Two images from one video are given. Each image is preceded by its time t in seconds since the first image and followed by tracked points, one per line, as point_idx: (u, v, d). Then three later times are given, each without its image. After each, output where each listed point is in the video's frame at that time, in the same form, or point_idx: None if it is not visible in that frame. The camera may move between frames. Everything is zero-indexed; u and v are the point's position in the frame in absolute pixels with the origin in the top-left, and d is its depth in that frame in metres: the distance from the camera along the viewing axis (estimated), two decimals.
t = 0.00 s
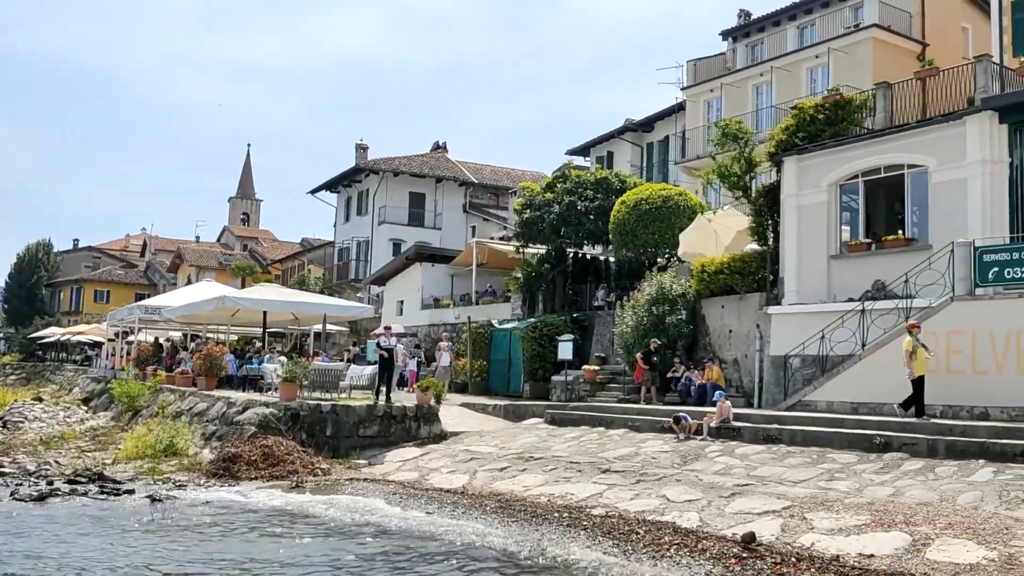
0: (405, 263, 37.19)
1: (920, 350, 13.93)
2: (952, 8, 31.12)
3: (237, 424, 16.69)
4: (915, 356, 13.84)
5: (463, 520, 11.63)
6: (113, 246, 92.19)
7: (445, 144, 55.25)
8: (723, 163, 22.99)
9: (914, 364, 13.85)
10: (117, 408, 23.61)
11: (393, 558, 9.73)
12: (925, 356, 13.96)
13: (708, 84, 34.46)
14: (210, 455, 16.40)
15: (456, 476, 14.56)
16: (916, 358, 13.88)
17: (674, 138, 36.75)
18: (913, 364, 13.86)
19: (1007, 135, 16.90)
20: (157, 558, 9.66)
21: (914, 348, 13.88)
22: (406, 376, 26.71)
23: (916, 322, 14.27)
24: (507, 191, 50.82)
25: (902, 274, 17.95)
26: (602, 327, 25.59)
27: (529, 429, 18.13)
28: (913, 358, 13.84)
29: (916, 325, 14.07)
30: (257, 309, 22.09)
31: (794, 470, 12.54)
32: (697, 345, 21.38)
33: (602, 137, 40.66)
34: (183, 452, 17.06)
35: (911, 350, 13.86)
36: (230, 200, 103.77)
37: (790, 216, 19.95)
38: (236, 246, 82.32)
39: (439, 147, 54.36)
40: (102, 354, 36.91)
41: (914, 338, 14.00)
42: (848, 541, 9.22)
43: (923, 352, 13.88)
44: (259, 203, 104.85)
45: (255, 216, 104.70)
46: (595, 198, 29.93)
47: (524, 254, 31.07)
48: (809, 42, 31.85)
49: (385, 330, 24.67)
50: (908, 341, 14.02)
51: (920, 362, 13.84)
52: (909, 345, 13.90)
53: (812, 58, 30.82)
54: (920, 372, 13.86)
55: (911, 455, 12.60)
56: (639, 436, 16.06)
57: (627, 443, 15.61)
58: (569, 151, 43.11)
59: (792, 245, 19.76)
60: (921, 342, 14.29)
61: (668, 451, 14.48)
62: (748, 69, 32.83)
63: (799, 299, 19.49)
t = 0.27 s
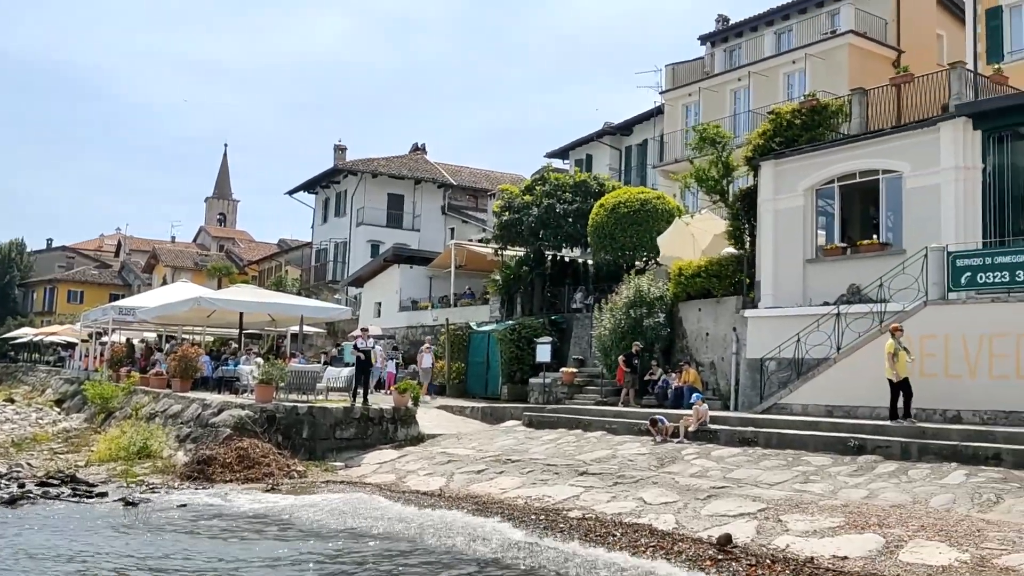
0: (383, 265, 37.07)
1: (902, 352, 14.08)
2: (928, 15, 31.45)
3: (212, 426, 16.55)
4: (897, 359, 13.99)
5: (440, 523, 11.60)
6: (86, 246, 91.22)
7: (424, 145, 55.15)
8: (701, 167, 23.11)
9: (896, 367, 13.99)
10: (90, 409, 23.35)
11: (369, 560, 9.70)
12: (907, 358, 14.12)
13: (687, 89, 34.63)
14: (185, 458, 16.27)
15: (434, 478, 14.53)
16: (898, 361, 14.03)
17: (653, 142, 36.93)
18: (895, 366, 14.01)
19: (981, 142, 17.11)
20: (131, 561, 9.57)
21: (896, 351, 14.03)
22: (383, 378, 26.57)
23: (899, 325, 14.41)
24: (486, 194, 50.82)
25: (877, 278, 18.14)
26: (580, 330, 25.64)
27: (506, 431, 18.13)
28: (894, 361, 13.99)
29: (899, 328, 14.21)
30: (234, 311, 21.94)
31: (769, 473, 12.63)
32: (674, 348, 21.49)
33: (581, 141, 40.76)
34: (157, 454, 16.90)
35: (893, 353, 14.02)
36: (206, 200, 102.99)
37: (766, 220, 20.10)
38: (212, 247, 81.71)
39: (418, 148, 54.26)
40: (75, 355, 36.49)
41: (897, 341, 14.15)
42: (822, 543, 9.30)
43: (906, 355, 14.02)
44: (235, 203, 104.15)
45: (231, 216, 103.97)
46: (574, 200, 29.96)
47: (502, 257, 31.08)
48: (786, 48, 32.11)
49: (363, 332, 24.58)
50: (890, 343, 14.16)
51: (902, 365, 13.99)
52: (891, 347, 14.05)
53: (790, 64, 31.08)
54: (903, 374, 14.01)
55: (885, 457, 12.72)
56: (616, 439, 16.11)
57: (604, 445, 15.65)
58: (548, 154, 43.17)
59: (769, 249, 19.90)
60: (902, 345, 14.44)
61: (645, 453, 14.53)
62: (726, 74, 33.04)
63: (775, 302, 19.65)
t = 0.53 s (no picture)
0: (363, 266, 36.94)
1: (889, 357, 14.16)
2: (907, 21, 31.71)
3: (190, 428, 16.36)
4: (884, 363, 14.07)
5: (420, 525, 11.58)
6: (63, 246, 90.32)
7: (405, 147, 55.03)
8: (681, 171, 23.20)
9: (882, 371, 14.07)
10: (66, 411, 23.12)
11: (349, 563, 9.67)
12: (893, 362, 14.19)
13: (668, 92, 34.78)
14: (163, 460, 16.15)
15: (414, 480, 14.49)
16: (884, 365, 14.12)
17: (634, 145, 37.04)
18: (881, 370, 14.10)
19: (958, 147, 17.28)
20: (108, 564, 9.48)
21: (883, 355, 14.10)
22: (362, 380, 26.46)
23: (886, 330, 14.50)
24: (468, 196, 50.79)
25: (854, 282, 18.28)
26: (561, 333, 25.67)
27: (487, 434, 18.11)
28: (882, 365, 14.08)
29: (887, 333, 14.30)
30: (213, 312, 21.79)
31: (748, 475, 12.69)
32: (654, 351, 21.56)
33: (563, 143, 40.83)
34: (134, 456, 16.76)
35: (880, 357, 14.09)
36: (185, 200, 102.26)
37: (746, 224, 20.23)
38: (191, 247, 81.14)
39: (400, 150, 54.14)
40: (51, 356, 36.10)
41: (884, 345, 14.23)
42: (800, 545, 9.35)
43: (892, 359, 14.10)
44: (215, 203, 103.49)
45: (210, 217, 103.28)
46: (555, 203, 29.98)
47: (483, 259, 31.07)
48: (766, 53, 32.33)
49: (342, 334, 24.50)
50: (877, 347, 14.25)
51: (887, 369, 14.08)
52: (879, 351, 14.12)
53: (770, 69, 31.31)
54: (889, 379, 14.09)
55: (862, 460, 12.82)
56: (596, 441, 16.14)
57: (584, 448, 15.67)
58: (530, 156, 43.21)
59: (749, 253, 20.02)
60: (888, 349, 14.52)
61: (625, 456, 14.57)
62: (706, 78, 33.21)
63: (754, 306, 19.76)
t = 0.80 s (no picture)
0: (345, 268, 36.81)
1: (880, 359, 13.93)
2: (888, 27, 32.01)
3: (168, 430, 16.26)
4: (875, 365, 13.84)
5: (400, 528, 11.55)
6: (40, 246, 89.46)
7: (387, 148, 54.93)
8: (663, 175, 23.28)
9: (873, 373, 13.82)
10: (42, 412, 22.88)
11: (329, 565, 9.63)
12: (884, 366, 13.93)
13: (650, 96, 34.91)
14: (140, 462, 16.02)
15: (394, 483, 14.45)
16: (874, 368, 13.88)
17: (616, 148, 37.16)
18: (870, 373, 13.85)
19: (936, 153, 17.44)
20: (85, 567, 9.39)
21: (874, 357, 13.87)
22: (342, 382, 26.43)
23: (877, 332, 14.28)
24: (450, 198, 50.76)
25: (834, 286, 18.41)
26: (542, 335, 25.70)
27: (468, 436, 18.09)
28: (871, 368, 13.85)
29: (877, 335, 14.10)
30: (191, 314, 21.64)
31: (728, 478, 12.74)
32: (635, 353, 21.62)
33: (545, 146, 40.89)
34: (111, 458, 16.60)
35: (870, 359, 13.87)
36: (165, 200, 101.56)
37: (727, 227, 20.34)
38: (170, 248, 80.58)
39: (382, 151, 54.04)
40: (28, 356, 35.71)
41: (874, 347, 14.01)
42: (778, 547, 9.41)
43: (883, 361, 13.88)
44: (195, 204, 102.84)
45: (190, 217, 102.62)
46: (537, 206, 30.01)
47: (465, 261, 31.06)
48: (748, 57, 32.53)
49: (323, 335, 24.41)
50: (868, 349, 14.01)
51: (878, 372, 13.84)
52: (868, 353, 13.91)
53: (751, 74, 31.50)
54: (879, 384, 13.80)
55: (840, 463, 12.91)
56: (577, 444, 16.16)
57: (565, 450, 15.68)
58: (513, 159, 43.25)
59: (729, 256, 20.12)
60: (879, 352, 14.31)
61: (605, 458, 14.60)
62: (688, 82, 33.37)
63: (734, 308, 19.88)
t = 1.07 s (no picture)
0: (325, 270, 36.67)
1: (868, 363, 14.08)
2: (868, 32, 32.24)
3: (146, 432, 16.16)
4: (863, 369, 13.97)
5: (379, 531, 11.51)
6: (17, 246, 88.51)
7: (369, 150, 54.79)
8: (644, 178, 23.35)
9: (862, 377, 13.96)
10: (18, 414, 22.61)
11: (307, 569, 9.58)
12: (872, 369, 14.11)
13: (631, 100, 35.04)
14: (117, 464, 15.88)
15: (374, 486, 14.40)
16: (862, 372, 14.00)
17: (597, 152, 37.27)
18: (859, 377, 13.97)
19: (913, 159, 17.62)
20: (60, 571, 9.29)
21: (862, 361, 14.01)
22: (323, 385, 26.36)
23: (864, 336, 14.42)
24: (431, 200, 50.72)
25: (812, 290, 18.56)
26: (524, 338, 25.71)
27: (448, 439, 18.07)
28: (859, 371, 13.97)
29: (865, 338, 14.18)
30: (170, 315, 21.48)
31: (707, 481, 12.80)
32: (616, 356, 21.66)
33: (527, 149, 40.95)
34: (87, 460, 16.44)
35: (858, 363, 14.00)
36: (143, 201, 100.78)
37: (707, 231, 20.45)
38: (149, 249, 79.95)
39: (363, 152, 53.90)
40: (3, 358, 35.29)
41: (862, 351, 14.13)
42: (757, 549, 9.46)
43: (871, 365, 14.02)
44: (174, 205, 102.11)
45: (169, 218, 101.87)
46: (519, 209, 30.02)
47: (447, 264, 31.03)
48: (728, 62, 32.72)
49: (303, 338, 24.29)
50: (856, 353, 14.15)
51: (866, 375, 13.99)
52: (856, 357, 14.01)
53: (732, 78, 31.69)
54: (866, 386, 13.99)
55: (818, 465, 13.00)
56: (557, 447, 16.18)
57: (545, 453, 15.69)
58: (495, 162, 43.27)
59: (710, 260, 20.23)
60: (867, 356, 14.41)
61: (585, 461, 14.62)
62: (669, 86, 33.53)
63: (714, 312, 19.98)
